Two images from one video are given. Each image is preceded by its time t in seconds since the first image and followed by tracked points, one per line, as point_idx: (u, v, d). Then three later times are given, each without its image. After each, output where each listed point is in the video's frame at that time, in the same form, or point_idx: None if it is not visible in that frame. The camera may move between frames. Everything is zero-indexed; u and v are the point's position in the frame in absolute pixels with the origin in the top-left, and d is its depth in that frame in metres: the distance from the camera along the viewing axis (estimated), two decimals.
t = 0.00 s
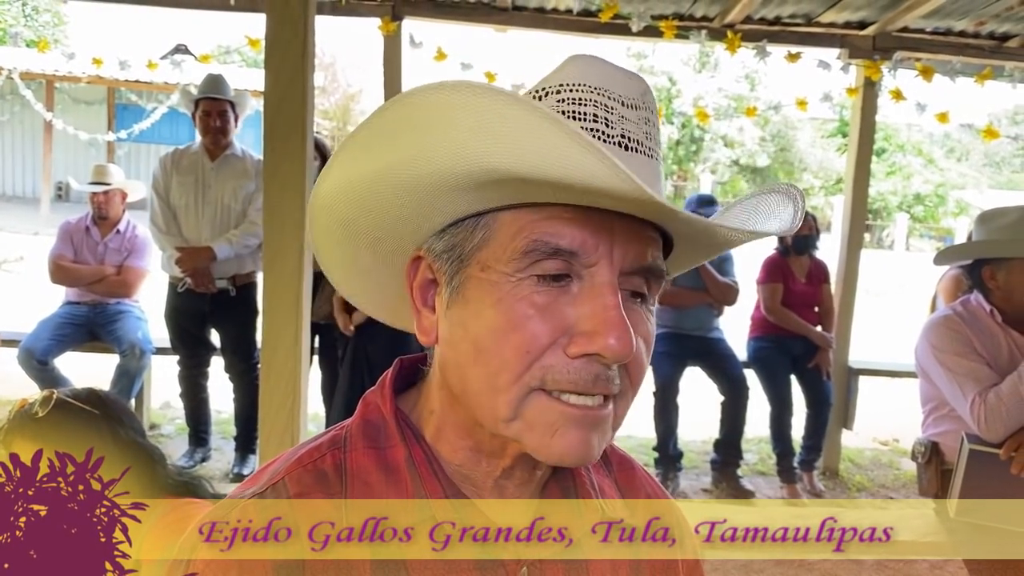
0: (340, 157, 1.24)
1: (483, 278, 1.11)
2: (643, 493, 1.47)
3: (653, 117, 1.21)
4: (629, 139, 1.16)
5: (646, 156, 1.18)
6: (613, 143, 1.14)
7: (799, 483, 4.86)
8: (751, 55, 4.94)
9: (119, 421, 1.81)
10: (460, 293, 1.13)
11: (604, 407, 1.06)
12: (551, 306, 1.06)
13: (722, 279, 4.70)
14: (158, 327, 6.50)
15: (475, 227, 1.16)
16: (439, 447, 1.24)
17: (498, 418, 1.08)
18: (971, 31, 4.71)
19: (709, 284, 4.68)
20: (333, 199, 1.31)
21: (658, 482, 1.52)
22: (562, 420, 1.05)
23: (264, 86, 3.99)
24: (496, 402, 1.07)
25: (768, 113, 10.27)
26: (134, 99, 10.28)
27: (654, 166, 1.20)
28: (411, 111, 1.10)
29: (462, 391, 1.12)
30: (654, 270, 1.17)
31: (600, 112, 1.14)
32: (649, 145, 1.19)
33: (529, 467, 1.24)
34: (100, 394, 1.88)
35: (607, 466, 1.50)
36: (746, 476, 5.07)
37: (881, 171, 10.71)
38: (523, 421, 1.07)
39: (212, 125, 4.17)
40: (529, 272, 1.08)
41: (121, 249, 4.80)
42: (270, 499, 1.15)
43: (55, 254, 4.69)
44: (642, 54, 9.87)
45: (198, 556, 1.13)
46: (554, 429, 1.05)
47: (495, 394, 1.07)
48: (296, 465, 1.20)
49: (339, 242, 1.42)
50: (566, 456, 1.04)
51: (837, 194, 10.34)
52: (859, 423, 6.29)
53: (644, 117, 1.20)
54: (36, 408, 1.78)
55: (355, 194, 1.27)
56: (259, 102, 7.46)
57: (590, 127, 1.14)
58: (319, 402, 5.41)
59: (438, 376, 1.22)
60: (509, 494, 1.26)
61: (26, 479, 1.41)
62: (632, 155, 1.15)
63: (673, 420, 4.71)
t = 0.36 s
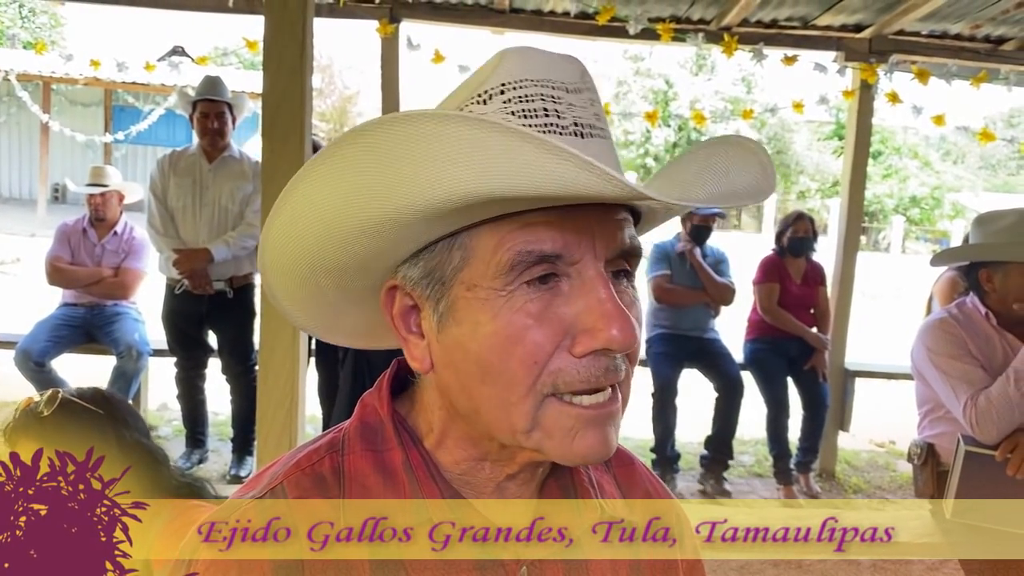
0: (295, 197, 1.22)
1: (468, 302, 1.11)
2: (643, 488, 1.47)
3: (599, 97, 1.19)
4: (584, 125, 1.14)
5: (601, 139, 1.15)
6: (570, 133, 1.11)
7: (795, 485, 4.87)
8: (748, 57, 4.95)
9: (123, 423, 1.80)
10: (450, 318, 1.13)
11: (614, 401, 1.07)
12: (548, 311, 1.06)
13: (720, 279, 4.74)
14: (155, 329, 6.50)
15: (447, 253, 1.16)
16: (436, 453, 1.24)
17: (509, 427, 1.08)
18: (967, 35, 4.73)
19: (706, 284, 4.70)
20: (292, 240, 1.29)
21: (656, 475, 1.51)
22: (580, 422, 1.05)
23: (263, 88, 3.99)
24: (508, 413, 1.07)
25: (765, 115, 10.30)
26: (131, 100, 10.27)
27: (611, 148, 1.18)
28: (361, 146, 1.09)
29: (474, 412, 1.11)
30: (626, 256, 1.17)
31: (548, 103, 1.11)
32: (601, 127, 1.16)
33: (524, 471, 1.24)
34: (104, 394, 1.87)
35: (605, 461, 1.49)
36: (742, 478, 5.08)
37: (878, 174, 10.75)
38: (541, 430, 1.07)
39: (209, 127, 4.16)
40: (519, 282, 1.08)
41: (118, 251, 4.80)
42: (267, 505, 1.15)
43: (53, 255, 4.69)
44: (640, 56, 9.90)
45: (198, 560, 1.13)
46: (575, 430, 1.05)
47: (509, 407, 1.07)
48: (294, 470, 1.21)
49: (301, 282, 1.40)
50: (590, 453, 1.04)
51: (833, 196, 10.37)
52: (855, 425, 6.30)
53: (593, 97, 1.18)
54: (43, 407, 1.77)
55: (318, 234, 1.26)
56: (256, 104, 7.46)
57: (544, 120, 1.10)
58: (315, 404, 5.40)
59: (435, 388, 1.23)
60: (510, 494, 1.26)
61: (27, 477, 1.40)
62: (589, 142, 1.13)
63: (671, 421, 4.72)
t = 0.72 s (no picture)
0: (256, 198, 1.30)
1: (403, 293, 1.11)
2: (641, 480, 1.45)
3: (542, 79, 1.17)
4: (513, 107, 1.12)
5: (535, 118, 1.13)
6: (493, 117, 1.10)
7: (793, 486, 4.87)
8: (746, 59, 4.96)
9: (137, 425, 1.78)
10: (391, 312, 1.14)
11: (561, 381, 1.04)
12: (477, 298, 1.05)
13: (720, 283, 4.73)
14: (152, 330, 6.49)
15: (386, 246, 1.17)
16: (423, 458, 1.24)
17: (447, 415, 1.08)
18: (964, 37, 4.74)
19: (706, 287, 4.71)
20: (264, 238, 1.36)
21: (657, 465, 1.49)
22: (516, 405, 1.03)
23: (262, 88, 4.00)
24: (443, 402, 1.07)
25: (762, 117, 10.35)
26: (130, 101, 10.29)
27: (555, 129, 1.15)
28: (289, 142, 1.15)
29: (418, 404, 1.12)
30: (574, 238, 1.14)
31: (470, 88, 1.11)
32: (539, 108, 1.14)
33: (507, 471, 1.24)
34: (117, 391, 1.84)
35: (604, 452, 1.47)
36: (740, 479, 5.09)
37: (875, 176, 10.83)
38: (481, 418, 1.05)
39: (209, 128, 4.16)
40: (442, 270, 1.09)
41: (117, 251, 4.79)
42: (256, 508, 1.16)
43: (51, 256, 4.67)
44: (638, 58, 9.94)
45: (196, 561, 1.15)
46: (512, 414, 1.03)
47: (445, 398, 1.06)
48: (282, 475, 1.21)
49: (285, 280, 1.44)
50: (531, 435, 1.02)
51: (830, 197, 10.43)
52: (853, 426, 6.32)
53: (527, 80, 1.16)
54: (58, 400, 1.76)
55: (279, 230, 1.31)
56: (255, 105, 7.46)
57: (465, 106, 1.10)
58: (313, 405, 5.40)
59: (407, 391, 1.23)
60: (499, 493, 1.26)
61: (27, 477, 1.40)
62: (516, 122, 1.11)
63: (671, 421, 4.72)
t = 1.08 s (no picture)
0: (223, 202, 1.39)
1: (330, 293, 1.16)
2: (631, 468, 1.41)
3: (470, 63, 1.16)
4: (426, 100, 1.12)
5: (452, 110, 1.12)
6: (403, 113, 1.11)
7: (790, 486, 4.88)
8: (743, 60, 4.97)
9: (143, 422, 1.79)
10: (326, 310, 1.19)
11: (479, 386, 1.08)
12: (388, 300, 1.09)
13: (717, 285, 4.75)
14: (149, 330, 6.49)
15: (321, 245, 1.22)
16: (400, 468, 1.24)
17: (372, 414, 1.13)
18: (961, 39, 4.76)
19: (704, 291, 4.73)
20: (234, 234, 1.43)
21: (650, 453, 1.46)
22: (428, 410, 1.06)
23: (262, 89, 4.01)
24: (366, 401, 1.11)
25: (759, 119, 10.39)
26: (127, 101, 10.30)
27: (482, 118, 1.14)
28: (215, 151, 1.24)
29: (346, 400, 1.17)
30: (497, 233, 1.15)
31: (382, 84, 1.12)
32: (460, 98, 1.13)
33: (481, 474, 1.24)
34: (126, 389, 1.85)
35: (593, 443, 1.44)
36: (737, 479, 5.10)
37: (872, 177, 10.90)
38: (400, 419, 1.09)
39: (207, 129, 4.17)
40: (358, 273, 1.13)
41: (114, 252, 4.79)
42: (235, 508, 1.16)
43: (48, 257, 4.66)
44: (636, 59, 9.96)
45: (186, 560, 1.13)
46: (425, 419, 1.06)
47: (367, 399, 1.11)
48: (256, 485, 1.20)
49: (267, 267, 1.51)
50: (444, 438, 1.05)
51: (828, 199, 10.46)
52: (849, 427, 6.34)
53: (450, 68, 1.14)
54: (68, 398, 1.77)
55: (244, 225, 1.38)
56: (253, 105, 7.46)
57: (377, 104, 1.12)
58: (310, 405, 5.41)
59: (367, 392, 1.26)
60: (481, 490, 1.26)
61: (27, 476, 1.42)
62: (425, 118, 1.11)
63: (667, 422, 4.72)
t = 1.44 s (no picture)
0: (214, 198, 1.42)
1: (321, 291, 1.19)
2: (629, 460, 1.43)
3: (463, 63, 1.17)
4: (420, 101, 1.13)
5: (446, 111, 1.14)
6: (396, 114, 1.12)
7: (786, 486, 4.89)
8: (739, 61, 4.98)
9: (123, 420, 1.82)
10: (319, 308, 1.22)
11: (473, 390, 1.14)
12: (380, 304, 1.13)
13: (713, 287, 4.76)
14: (146, 330, 6.49)
15: (313, 245, 1.24)
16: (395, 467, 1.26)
17: (368, 416, 1.18)
18: (956, 40, 4.78)
19: (701, 293, 4.74)
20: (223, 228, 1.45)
21: (648, 446, 1.47)
22: (422, 413, 1.13)
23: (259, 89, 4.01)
24: (361, 402, 1.16)
25: (756, 120, 10.43)
26: (123, 100, 10.31)
27: (474, 118, 1.16)
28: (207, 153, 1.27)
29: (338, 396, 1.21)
30: (492, 239, 1.18)
31: (376, 84, 1.14)
32: (454, 98, 1.15)
33: (479, 475, 1.27)
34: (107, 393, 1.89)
35: (589, 436, 1.46)
36: (734, 479, 5.12)
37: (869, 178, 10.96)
38: (394, 418, 1.15)
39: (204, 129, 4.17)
40: (350, 276, 1.16)
41: (111, 251, 4.80)
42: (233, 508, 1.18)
43: (45, 257, 4.67)
44: (633, 59, 9.97)
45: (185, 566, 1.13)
46: (420, 420, 1.13)
47: (360, 398, 1.16)
48: (251, 486, 1.22)
49: (256, 259, 1.53)
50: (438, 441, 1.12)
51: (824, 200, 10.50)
52: (845, 427, 6.36)
53: (443, 67, 1.15)
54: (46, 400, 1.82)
55: (234, 219, 1.40)
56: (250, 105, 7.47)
57: (370, 105, 1.14)
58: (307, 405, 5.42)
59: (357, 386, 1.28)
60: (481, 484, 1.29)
61: (27, 476, 1.43)
62: (417, 120, 1.13)
63: (663, 422, 4.74)
